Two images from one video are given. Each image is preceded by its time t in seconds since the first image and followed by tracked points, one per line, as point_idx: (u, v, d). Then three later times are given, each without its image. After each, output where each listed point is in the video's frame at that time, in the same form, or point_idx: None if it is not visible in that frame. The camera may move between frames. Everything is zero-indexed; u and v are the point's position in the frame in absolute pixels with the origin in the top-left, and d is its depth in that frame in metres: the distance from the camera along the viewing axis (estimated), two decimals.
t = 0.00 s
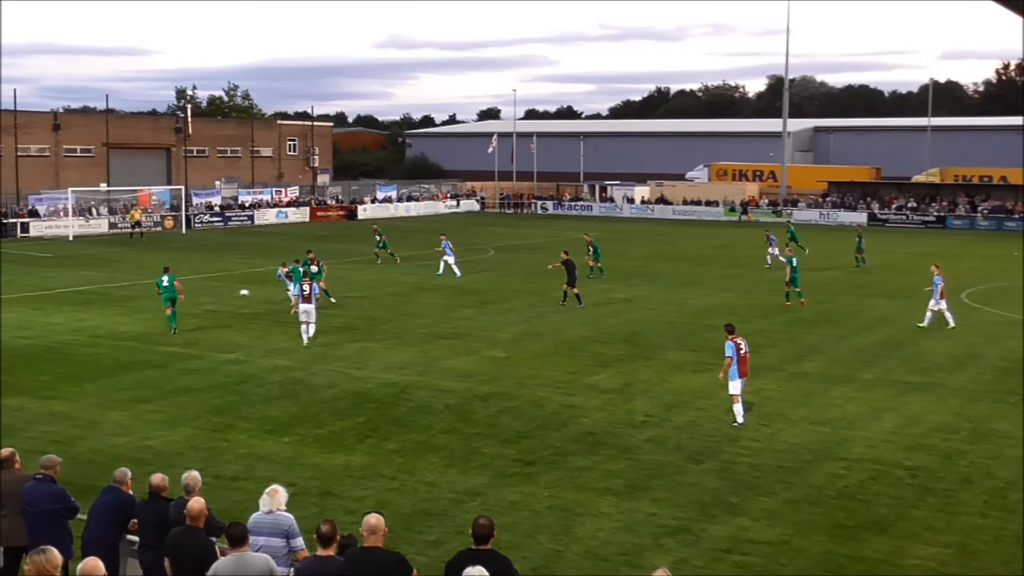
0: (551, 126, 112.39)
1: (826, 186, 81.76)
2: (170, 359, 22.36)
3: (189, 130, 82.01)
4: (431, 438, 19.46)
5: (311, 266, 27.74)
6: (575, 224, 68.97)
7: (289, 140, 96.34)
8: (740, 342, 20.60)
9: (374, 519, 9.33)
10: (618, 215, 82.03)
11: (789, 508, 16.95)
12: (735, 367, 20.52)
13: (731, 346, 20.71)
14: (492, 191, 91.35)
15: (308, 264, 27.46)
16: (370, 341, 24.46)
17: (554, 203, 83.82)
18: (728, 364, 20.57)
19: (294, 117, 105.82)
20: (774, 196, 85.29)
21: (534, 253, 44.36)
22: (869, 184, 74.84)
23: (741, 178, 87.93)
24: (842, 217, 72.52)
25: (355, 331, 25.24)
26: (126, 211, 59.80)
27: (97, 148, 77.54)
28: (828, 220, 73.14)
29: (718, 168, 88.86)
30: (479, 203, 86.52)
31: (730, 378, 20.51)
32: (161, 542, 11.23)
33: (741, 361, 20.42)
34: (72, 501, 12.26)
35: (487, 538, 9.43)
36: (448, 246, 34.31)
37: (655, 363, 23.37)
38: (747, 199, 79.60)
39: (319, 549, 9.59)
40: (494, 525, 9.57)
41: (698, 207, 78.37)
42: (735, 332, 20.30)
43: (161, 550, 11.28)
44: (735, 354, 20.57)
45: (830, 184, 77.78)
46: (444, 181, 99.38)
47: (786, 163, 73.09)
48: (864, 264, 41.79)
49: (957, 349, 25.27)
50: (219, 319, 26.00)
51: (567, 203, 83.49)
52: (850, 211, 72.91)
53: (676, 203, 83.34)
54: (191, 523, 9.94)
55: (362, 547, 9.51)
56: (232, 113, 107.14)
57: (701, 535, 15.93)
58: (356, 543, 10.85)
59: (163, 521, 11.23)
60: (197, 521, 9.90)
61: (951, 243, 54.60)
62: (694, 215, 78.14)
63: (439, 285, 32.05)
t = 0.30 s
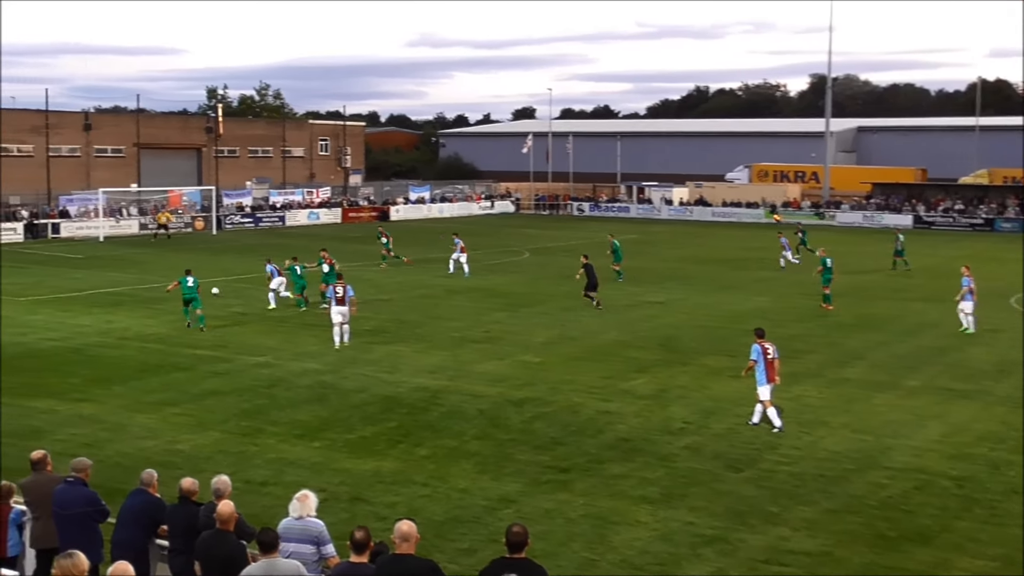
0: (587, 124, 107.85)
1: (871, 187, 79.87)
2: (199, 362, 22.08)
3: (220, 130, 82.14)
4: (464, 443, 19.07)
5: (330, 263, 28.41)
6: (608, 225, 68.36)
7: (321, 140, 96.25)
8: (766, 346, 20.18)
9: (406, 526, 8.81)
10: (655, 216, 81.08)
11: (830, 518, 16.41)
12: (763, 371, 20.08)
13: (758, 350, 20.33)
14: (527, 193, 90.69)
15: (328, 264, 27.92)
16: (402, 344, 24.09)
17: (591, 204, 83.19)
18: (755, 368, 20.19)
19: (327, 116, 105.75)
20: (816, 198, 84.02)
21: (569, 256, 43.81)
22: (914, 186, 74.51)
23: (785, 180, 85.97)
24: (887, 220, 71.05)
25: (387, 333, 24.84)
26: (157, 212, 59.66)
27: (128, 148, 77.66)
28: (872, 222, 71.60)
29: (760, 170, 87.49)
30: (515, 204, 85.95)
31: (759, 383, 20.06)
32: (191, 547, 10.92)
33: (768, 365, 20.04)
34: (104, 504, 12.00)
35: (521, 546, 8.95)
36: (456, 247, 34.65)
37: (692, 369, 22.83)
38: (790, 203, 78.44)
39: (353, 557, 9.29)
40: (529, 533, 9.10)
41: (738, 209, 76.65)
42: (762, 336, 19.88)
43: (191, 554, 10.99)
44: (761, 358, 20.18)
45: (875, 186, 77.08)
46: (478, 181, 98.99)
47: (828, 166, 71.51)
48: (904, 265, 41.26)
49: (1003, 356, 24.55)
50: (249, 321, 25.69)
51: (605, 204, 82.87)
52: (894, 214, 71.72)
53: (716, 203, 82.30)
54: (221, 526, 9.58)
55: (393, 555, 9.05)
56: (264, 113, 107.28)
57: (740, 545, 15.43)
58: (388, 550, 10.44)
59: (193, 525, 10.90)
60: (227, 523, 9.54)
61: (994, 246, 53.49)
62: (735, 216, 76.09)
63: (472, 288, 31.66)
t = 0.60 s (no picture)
0: (641, 125, 105.22)
1: (938, 188, 77.55)
2: (250, 363, 21.78)
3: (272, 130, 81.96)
4: (516, 450, 18.66)
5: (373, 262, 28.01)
6: (661, 227, 67.33)
7: (374, 141, 93.53)
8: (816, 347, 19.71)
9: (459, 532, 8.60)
10: (714, 218, 79.27)
11: (895, 529, 15.84)
12: (810, 374, 19.66)
13: (809, 351, 19.91)
14: (583, 195, 89.33)
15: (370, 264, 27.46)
16: (454, 347, 23.66)
17: (648, 205, 82.34)
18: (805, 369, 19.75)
19: (377, 117, 105.52)
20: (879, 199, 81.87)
21: (622, 259, 43.19)
22: (982, 189, 73.18)
23: (842, 182, 84.64)
24: (954, 222, 69.08)
25: (439, 334, 24.45)
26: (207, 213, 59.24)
27: (180, 148, 77.46)
28: (938, 224, 69.88)
29: (821, 170, 85.29)
30: (570, 205, 85.01)
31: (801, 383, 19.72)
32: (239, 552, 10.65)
33: (816, 368, 19.57)
34: (156, 508, 11.72)
35: (575, 554, 8.66)
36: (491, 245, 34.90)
37: (750, 375, 22.25)
38: (853, 207, 76.84)
39: (407, 562, 8.95)
40: (583, 541, 8.81)
41: (799, 211, 74.75)
42: (813, 337, 19.41)
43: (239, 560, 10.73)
44: (811, 360, 19.71)
45: (942, 187, 75.57)
46: (529, 182, 98.28)
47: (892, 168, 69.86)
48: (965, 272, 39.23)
49: None
50: (300, 321, 25.42)
51: (662, 206, 81.93)
52: (961, 216, 69.64)
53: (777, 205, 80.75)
54: (263, 532, 9.29)
55: (446, 563, 8.85)
56: (314, 113, 107.34)
57: (801, 556, 14.91)
58: (440, 558, 10.06)
59: (242, 529, 10.62)
60: (268, 529, 9.27)
61: None
62: (795, 219, 74.50)
63: (527, 290, 31.16)
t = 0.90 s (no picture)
0: (703, 128, 103.23)
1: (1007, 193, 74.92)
2: (301, 368, 21.47)
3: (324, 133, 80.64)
4: (571, 460, 18.22)
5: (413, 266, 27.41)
6: (719, 233, 65.71)
7: (426, 143, 92.04)
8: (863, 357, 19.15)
9: (511, 543, 8.48)
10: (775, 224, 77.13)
11: (960, 545, 15.25)
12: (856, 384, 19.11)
13: (854, 360, 19.38)
14: (639, 200, 87.58)
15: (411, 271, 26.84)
16: (508, 352, 23.23)
17: (706, 210, 80.04)
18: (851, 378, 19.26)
19: (428, 118, 104.66)
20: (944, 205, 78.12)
21: (678, 264, 42.31)
22: None
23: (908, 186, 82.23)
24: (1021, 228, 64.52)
25: (490, 337, 23.97)
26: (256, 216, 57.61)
27: (231, 151, 76.47)
28: (1006, 230, 65.61)
29: (885, 174, 82.95)
30: (627, 210, 82.84)
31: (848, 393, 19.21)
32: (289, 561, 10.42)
33: (863, 377, 19.07)
34: (206, 514, 11.32)
35: (630, 568, 8.27)
36: (529, 249, 35.03)
37: (811, 384, 21.67)
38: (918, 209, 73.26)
39: (458, 571, 8.74)
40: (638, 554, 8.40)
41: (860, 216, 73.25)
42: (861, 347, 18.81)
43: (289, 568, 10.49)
44: (857, 369, 19.20)
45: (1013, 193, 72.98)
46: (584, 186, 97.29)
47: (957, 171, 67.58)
48: None
49: None
50: (350, 324, 25.04)
51: (720, 211, 79.41)
52: None
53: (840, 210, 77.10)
54: (304, 542, 9.06)
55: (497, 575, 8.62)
56: (364, 114, 106.27)
57: (862, 571, 14.39)
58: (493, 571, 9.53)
59: (289, 537, 10.36)
60: (309, 539, 9.03)
61: None
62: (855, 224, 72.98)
63: (584, 295, 30.59)
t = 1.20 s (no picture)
0: (755, 130, 99.26)
1: None
2: (341, 376, 20.90)
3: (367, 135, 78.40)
4: (618, 472, 17.52)
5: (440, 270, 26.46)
6: (773, 238, 63.37)
7: (471, 146, 88.92)
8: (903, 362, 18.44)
9: (556, 558, 8.16)
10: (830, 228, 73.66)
11: None
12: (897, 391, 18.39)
13: (892, 367, 18.63)
14: (691, 203, 83.03)
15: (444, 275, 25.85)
16: (555, 359, 22.53)
17: (758, 214, 76.04)
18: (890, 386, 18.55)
19: (473, 122, 103.20)
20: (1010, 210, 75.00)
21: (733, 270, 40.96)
22: None
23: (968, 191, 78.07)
24: None
25: (537, 342, 23.30)
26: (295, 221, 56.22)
27: (271, 154, 75.15)
28: None
29: (945, 178, 78.87)
30: (677, 214, 79.21)
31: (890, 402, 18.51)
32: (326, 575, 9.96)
33: (903, 384, 18.32)
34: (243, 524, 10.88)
35: None
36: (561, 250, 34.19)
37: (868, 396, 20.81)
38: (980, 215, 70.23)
39: None
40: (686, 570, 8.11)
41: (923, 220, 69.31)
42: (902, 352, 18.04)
43: None
44: (896, 376, 18.47)
45: None
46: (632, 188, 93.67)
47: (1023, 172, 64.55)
48: None
49: None
50: (393, 329, 24.44)
51: (773, 215, 75.47)
52: None
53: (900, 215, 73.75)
54: (340, 555, 8.75)
55: None
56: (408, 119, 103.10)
57: None
58: None
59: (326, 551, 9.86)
60: (345, 551, 8.73)
61: None
62: (919, 229, 68.82)
63: (636, 300, 29.71)
